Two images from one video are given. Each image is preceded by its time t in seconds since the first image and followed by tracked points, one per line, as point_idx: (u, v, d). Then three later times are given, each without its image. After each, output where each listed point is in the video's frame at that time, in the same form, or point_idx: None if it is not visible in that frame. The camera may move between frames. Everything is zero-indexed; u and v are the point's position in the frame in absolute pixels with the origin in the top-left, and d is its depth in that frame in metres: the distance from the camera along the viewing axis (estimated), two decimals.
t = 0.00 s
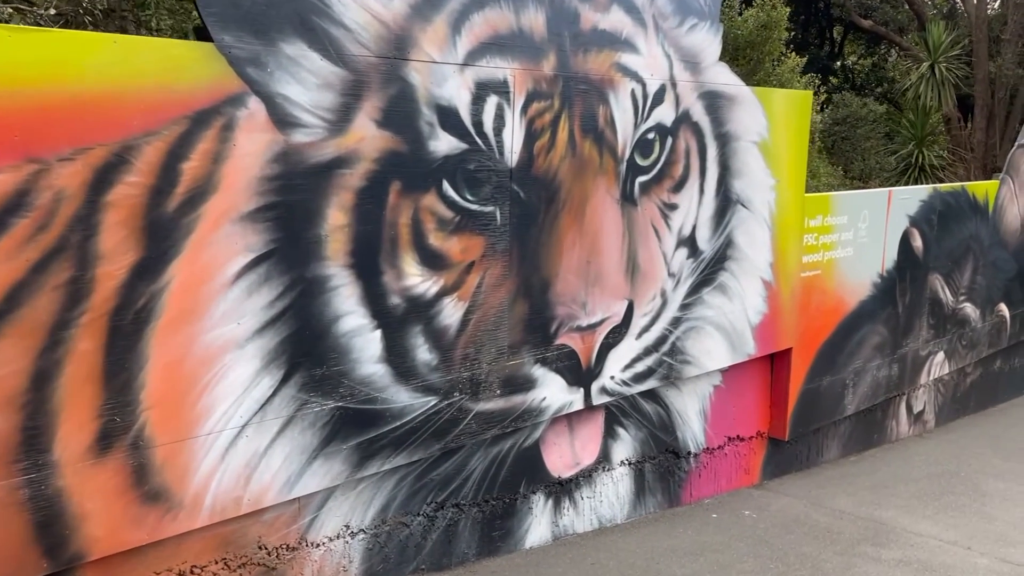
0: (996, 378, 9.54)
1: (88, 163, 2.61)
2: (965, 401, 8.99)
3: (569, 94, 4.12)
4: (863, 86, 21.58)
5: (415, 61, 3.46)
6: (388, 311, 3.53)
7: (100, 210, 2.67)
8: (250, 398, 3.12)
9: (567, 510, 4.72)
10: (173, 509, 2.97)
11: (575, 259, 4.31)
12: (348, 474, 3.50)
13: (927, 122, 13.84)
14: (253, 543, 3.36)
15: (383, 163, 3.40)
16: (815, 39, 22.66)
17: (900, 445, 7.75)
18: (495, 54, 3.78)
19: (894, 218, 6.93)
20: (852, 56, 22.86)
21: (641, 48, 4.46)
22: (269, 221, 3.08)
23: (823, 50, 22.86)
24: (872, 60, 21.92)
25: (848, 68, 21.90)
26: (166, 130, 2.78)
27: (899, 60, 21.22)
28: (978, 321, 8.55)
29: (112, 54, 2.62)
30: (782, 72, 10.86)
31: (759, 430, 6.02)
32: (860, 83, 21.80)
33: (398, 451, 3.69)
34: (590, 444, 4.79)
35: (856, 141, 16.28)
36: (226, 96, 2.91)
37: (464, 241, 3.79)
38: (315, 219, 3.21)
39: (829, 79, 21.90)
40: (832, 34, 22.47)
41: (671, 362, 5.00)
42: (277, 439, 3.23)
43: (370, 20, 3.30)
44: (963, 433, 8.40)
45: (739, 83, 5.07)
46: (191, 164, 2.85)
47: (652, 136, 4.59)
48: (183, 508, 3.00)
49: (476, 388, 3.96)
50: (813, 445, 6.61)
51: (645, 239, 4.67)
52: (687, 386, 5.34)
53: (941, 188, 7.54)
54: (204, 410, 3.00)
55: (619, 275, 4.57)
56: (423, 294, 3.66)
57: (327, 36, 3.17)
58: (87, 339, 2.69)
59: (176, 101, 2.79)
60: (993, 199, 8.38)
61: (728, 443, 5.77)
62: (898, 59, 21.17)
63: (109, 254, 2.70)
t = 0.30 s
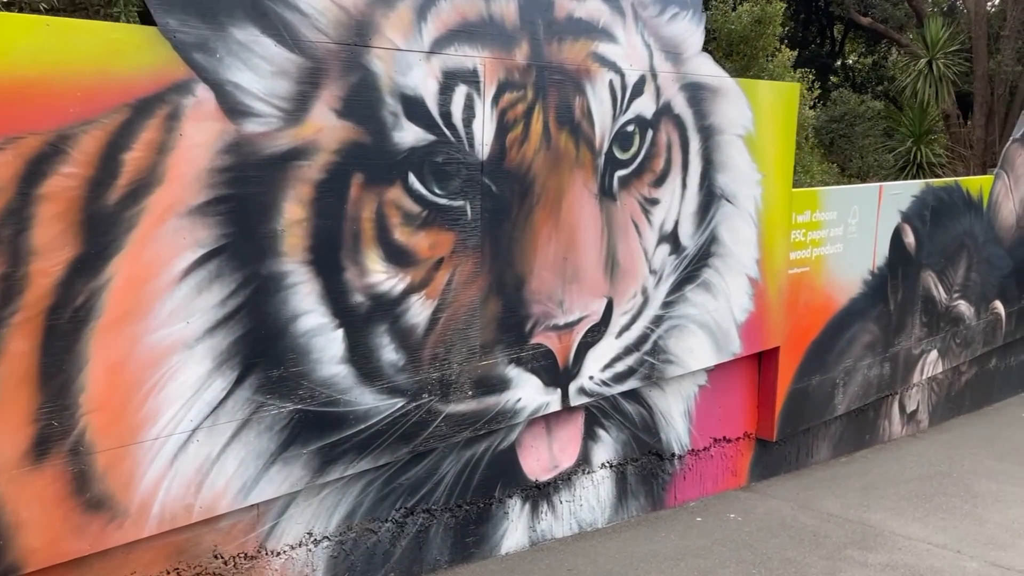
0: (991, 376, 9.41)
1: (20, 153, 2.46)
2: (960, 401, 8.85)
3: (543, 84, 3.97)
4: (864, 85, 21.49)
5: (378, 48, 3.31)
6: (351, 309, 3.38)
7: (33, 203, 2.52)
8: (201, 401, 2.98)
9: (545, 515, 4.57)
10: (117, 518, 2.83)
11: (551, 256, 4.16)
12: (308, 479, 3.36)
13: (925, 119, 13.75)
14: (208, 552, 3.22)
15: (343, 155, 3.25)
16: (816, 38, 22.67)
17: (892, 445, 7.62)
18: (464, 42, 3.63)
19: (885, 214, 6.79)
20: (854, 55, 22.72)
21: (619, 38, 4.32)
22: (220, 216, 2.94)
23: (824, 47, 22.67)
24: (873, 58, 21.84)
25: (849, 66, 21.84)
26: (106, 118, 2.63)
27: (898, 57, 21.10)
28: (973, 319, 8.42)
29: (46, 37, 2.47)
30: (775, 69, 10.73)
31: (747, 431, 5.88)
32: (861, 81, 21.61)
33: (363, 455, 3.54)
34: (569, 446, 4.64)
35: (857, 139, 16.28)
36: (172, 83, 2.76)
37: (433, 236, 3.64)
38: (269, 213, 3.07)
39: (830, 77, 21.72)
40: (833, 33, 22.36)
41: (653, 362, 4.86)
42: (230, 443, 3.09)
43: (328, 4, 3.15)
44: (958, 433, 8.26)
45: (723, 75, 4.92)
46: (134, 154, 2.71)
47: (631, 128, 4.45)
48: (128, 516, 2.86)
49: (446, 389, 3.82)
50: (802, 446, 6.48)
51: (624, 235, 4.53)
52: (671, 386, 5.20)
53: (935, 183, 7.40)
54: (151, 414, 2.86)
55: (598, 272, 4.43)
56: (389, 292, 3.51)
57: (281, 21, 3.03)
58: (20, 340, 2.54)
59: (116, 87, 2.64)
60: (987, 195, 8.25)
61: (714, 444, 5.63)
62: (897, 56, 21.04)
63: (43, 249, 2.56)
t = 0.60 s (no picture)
0: (988, 375, 9.28)
1: None
2: (955, 400, 8.71)
3: (517, 74, 3.83)
4: (866, 81, 21.35)
5: (339, 34, 3.17)
6: (313, 307, 3.24)
7: None
8: (148, 404, 2.84)
9: (524, 520, 4.43)
10: (58, 527, 2.69)
11: (528, 251, 4.02)
12: (267, 485, 3.22)
13: (926, 115, 13.63)
14: (161, 562, 3.07)
15: (302, 146, 3.11)
16: (818, 34, 22.57)
17: (886, 446, 7.48)
18: (432, 29, 3.49)
19: (878, 210, 6.65)
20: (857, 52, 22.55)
21: (598, 27, 4.18)
22: (168, 210, 2.80)
23: (826, 43, 22.48)
24: (876, 56, 21.70)
25: (851, 63, 21.69)
26: (42, 105, 2.49)
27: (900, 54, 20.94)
28: (969, 318, 8.28)
29: None
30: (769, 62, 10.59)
31: (735, 432, 5.73)
32: (863, 77, 21.40)
33: (327, 460, 3.40)
34: (549, 448, 4.50)
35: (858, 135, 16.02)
36: (115, 69, 2.62)
37: (400, 232, 3.50)
38: (222, 208, 2.92)
39: (832, 74, 21.52)
40: (836, 29, 22.22)
41: (636, 361, 4.72)
42: (181, 448, 2.95)
43: None
44: (954, 433, 8.13)
45: (707, 65, 4.78)
46: (73, 144, 2.56)
47: (611, 120, 4.31)
48: (70, 525, 2.72)
49: (416, 391, 3.67)
50: (793, 447, 6.33)
51: (604, 231, 4.39)
52: (655, 386, 5.05)
53: (929, 178, 7.27)
54: (94, 418, 2.72)
55: (577, 268, 4.28)
56: (353, 290, 3.37)
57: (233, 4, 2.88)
58: None
59: (53, 73, 2.50)
60: (983, 191, 8.12)
61: (701, 446, 5.48)
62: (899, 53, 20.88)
63: None
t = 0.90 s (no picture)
0: (988, 375, 9.12)
1: None
2: (953, 400, 8.56)
3: (491, 63, 3.68)
4: (867, 77, 21.18)
5: (299, 20, 3.02)
6: (273, 306, 3.10)
7: None
8: (95, 408, 2.70)
9: (503, 526, 4.29)
10: None
11: (504, 247, 3.87)
12: (225, 492, 3.09)
13: (926, 112, 13.49)
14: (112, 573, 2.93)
15: (260, 137, 2.97)
16: (820, 30, 22.37)
17: (882, 447, 7.33)
18: (400, 15, 3.35)
19: (872, 206, 6.50)
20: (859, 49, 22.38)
21: (578, 15, 4.03)
22: (115, 204, 2.66)
23: (827, 40, 22.30)
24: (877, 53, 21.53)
25: (852, 59, 21.50)
26: None
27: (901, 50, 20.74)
28: (967, 316, 8.14)
29: None
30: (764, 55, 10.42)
31: (724, 434, 5.59)
32: (864, 74, 21.22)
33: (290, 465, 3.26)
34: (529, 451, 4.36)
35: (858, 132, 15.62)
36: (54, 55, 2.48)
37: (367, 227, 3.36)
38: (174, 202, 2.78)
39: (833, 70, 21.34)
40: (837, 25, 22.03)
41: (619, 362, 4.57)
42: (131, 453, 2.81)
43: None
44: (951, 434, 7.98)
45: (693, 56, 4.63)
46: (9, 133, 2.42)
47: (592, 112, 4.16)
48: (11, 535, 2.58)
49: (385, 393, 3.53)
50: (785, 449, 6.19)
51: (585, 227, 4.24)
52: (641, 386, 4.91)
53: (926, 173, 7.12)
54: (35, 422, 2.58)
55: (556, 265, 4.13)
56: (317, 288, 3.23)
57: None
58: None
59: None
60: (982, 187, 7.97)
61: (689, 448, 5.34)
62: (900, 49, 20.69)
63: None
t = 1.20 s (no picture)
0: (987, 376, 8.97)
1: None
2: (952, 401, 8.40)
3: (465, 51, 3.54)
4: (868, 76, 21.00)
5: (257, 5, 2.89)
6: (232, 306, 2.96)
7: None
8: (38, 412, 2.56)
9: (482, 532, 4.15)
10: None
11: (479, 244, 3.73)
12: (182, 499, 2.95)
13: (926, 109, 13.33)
14: None
15: (216, 128, 2.83)
16: (820, 29, 22.19)
17: (878, 449, 7.19)
18: (366, 2, 3.21)
19: (868, 203, 6.35)
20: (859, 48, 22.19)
21: (557, 4, 3.90)
22: (58, 197, 2.52)
23: (827, 38, 22.12)
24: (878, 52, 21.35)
25: (852, 57, 21.32)
26: None
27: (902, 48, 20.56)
28: (966, 315, 7.98)
29: None
30: (758, 49, 10.27)
31: (714, 437, 5.44)
32: (864, 72, 21.05)
33: (252, 472, 3.13)
34: (508, 455, 4.22)
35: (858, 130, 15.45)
36: None
37: (333, 223, 3.22)
38: (123, 195, 2.64)
39: (833, 68, 21.18)
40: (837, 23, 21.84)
41: (603, 362, 4.43)
42: (78, 460, 2.67)
43: None
44: (950, 436, 7.82)
45: (680, 47, 4.49)
46: None
47: (573, 104, 4.03)
48: None
49: (354, 395, 3.39)
50: (778, 452, 6.05)
51: (566, 223, 4.10)
52: (627, 388, 4.77)
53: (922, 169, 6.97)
54: None
55: (536, 263, 4.00)
56: (279, 286, 3.09)
57: None
58: None
59: None
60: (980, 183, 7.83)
61: (677, 451, 5.20)
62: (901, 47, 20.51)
63: None
